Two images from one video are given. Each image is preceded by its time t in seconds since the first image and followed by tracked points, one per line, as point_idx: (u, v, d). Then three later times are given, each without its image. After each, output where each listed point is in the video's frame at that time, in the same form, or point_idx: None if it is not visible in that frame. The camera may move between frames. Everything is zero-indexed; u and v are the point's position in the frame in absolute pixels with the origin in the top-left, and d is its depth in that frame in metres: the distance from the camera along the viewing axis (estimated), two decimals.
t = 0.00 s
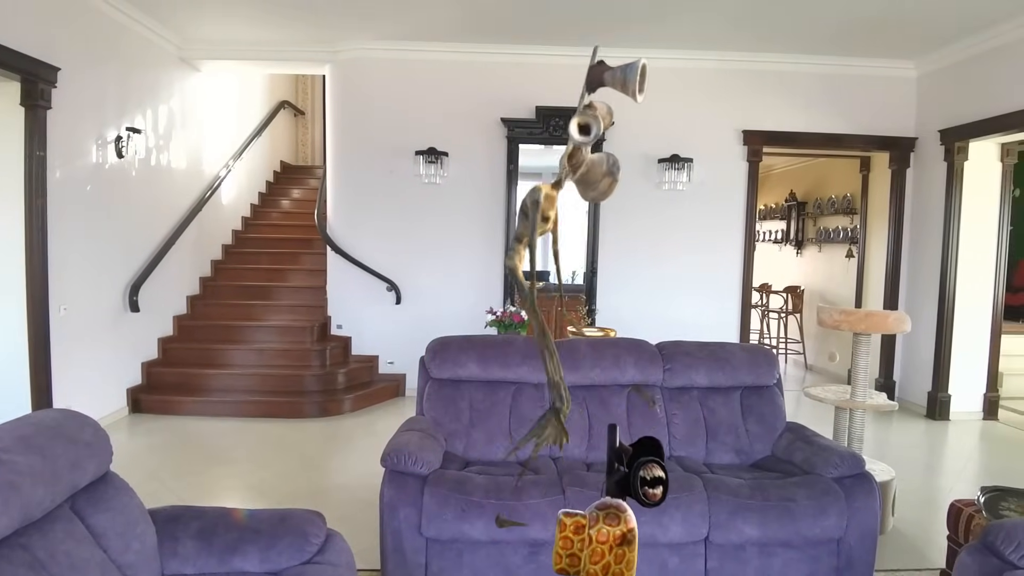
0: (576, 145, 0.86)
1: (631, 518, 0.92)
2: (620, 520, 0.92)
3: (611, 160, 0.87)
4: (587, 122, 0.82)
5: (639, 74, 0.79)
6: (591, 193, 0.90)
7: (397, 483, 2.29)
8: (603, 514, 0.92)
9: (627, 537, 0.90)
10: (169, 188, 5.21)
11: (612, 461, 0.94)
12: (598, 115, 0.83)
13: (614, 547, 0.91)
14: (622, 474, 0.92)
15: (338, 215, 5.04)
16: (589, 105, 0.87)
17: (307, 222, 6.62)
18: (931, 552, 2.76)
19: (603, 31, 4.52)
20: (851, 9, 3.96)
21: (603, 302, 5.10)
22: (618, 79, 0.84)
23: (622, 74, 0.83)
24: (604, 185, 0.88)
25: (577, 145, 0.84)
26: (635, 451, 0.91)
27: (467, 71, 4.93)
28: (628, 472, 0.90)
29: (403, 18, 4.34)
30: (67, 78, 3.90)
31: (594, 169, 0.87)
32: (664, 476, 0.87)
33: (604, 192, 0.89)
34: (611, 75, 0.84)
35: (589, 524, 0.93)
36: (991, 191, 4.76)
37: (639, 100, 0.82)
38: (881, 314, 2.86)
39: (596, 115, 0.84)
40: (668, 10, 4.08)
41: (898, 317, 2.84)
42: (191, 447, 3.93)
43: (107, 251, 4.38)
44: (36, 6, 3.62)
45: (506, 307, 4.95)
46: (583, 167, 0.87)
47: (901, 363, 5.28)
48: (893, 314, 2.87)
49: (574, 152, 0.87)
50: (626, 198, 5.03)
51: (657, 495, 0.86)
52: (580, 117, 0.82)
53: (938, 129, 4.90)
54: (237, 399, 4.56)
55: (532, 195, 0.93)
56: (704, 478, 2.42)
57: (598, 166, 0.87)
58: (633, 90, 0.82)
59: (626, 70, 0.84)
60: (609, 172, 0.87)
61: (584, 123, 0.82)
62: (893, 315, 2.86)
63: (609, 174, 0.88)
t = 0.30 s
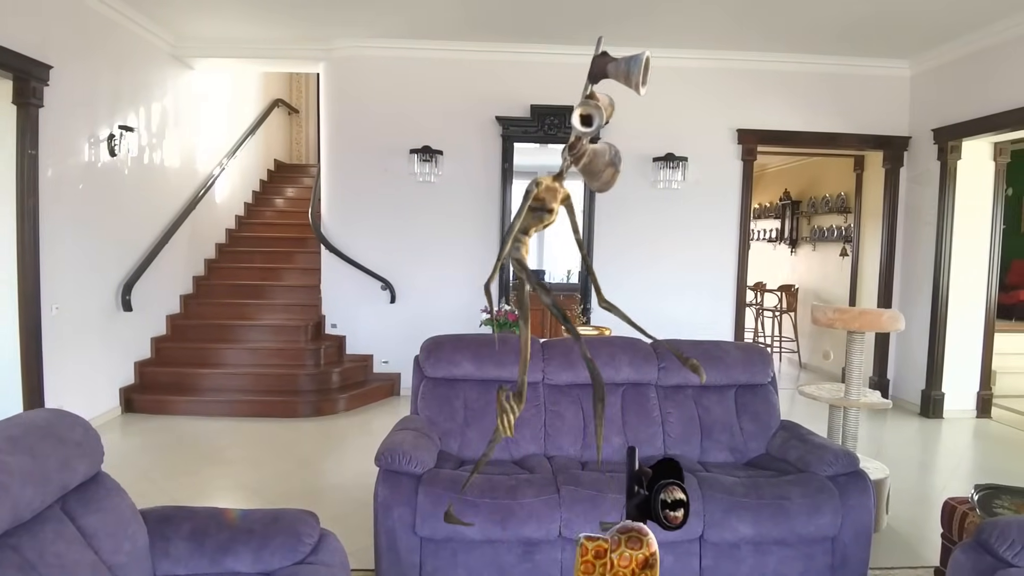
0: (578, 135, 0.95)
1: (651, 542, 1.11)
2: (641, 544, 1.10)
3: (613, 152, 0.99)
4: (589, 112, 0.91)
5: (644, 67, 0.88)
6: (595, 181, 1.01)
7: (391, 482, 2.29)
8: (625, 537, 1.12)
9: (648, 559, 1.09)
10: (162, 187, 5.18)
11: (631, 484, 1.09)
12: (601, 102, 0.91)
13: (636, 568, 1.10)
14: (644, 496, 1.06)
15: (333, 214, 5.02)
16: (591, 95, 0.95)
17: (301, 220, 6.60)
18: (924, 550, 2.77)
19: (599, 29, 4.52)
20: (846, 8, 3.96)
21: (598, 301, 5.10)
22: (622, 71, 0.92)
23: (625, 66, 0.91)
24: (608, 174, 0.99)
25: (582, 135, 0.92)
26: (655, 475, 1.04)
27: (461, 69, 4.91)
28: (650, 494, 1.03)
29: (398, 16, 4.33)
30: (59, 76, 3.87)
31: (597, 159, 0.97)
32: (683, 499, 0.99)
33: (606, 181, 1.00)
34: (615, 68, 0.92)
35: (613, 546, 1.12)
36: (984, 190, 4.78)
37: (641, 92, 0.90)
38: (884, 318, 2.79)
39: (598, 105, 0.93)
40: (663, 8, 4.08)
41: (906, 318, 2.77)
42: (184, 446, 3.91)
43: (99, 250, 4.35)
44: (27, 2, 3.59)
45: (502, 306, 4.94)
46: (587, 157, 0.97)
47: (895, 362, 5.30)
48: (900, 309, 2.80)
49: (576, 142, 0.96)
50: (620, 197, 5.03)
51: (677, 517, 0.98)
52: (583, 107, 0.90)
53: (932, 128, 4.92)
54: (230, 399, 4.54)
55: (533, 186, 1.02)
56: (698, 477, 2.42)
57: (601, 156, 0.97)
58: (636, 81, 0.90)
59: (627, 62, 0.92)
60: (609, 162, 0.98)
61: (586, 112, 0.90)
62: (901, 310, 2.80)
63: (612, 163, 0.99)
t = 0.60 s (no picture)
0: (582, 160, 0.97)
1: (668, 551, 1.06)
2: (659, 553, 1.05)
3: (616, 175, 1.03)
4: (591, 138, 0.94)
5: (642, 91, 0.89)
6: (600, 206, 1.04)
7: (377, 482, 2.28)
8: (641, 547, 1.06)
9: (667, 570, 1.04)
10: (143, 184, 5.11)
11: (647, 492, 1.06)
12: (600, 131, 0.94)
13: None
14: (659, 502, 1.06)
15: (317, 212, 4.98)
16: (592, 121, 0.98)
17: (285, 218, 6.55)
18: (906, 544, 2.81)
19: (584, 27, 4.52)
20: (829, 7, 4.00)
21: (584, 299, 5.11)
22: (621, 94, 0.93)
23: (624, 90, 0.92)
24: (610, 197, 1.03)
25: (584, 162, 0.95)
26: (669, 485, 1.06)
27: (447, 66, 4.89)
28: (665, 504, 1.04)
29: (383, 13, 4.30)
30: (36, 71, 3.80)
31: (603, 186, 1.02)
32: (701, 509, 1.00)
33: (610, 204, 1.03)
34: (613, 92, 0.94)
35: (629, 556, 1.06)
36: (963, 188, 4.85)
37: (639, 116, 0.93)
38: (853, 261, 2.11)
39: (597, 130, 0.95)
40: (647, 6, 4.10)
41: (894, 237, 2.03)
42: (166, 447, 3.86)
43: (79, 247, 4.28)
44: None
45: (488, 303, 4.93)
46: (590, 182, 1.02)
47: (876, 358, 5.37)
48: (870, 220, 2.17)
49: (579, 169, 1.00)
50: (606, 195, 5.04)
51: (694, 526, 1.00)
52: (584, 135, 0.94)
53: (912, 127, 4.98)
54: (214, 399, 4.49)
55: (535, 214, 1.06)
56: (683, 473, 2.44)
57: (604, 181, 1.02)
58: (634, 105, 0.91)
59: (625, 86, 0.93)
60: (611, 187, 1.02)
61: (588, 140, 0.94)
62: (873, 220, 2.14)
63: (614, 186, 1.02)
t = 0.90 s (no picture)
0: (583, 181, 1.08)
1: (689, 560, 1.21)
2: (680, 562, 1.20)
3: (616, 196, 1.15)
4: (593, 160, 1.04)
5: (646, 112, 0.99)
6: (600, 224, 1.16)
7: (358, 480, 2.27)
8: (663, 557, 1.21)
9: None
10: (119, 179, 5.02)
11: (676, 501, 1.24)
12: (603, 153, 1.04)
13: None
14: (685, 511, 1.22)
15: (298, 209, 4.93)
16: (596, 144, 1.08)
17: (265, 215, 6.47)
18: (883, 538, 2.85)
19: (567, 25, 4.51)
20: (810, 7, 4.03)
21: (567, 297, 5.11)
22: (623, 116, 1.05)
23: (627, 111, 1.03)
24: (612, 217, 1.15)
25: (587, 184, 1.05)
26: (696, 494, 1.21)
27: (429, 62, 4.87)
28: (692, 512, 1.19)
29: (365, 8, 4.27)
30: (8, 64, 3.71)
31: (604, 206, 1.14)
32: (724, 519, 1.17)
33: (610, 223, 1.15)
34: (618, 113, 1.05)
35: (651, 564, 1.22)
36: (939, 187, 4.93)
37: (643, 136, 1.02)
38: (811, 302, 1.28)
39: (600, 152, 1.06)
40: (631, 4, 4.10)
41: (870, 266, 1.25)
42: (144, 447, 3.80)
43: (54, 244, 4.20)
44: None
45: (471, 301, 4.92)
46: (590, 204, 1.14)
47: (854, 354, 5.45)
48: (836, 248, 1.29)
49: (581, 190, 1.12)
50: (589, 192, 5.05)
51: (717, 535, 1.16)
52: (586, 157, 1.03)
53: (890, 127, 5.05)
54: (193, 399, 4.43)
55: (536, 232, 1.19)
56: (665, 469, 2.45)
57: (605, 203, 1.14)
58: (637, 127, 1.02)
59: (628, 108, 1.04)
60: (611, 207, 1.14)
61: (590, 160, 1.03)
62: (844, 248, 1.28)
63: (614, 206, 1.14)
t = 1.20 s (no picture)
0: (576, 155, 1.07)
1: None
2: None
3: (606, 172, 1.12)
4: (587, 132, 1.04)
5: (640, 88, 0.99)
6: (586, 202, 1.14)
7: (338, 481, 2.25)
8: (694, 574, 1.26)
9: None
10: (94, 176, 4.92)
11: (698, 519, 1.29)
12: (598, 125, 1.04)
13: None
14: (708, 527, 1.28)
15: (277, 208, 4.87)
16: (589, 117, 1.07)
17: (243, 213, 6.39)
18: (858, 535, 2.89)
19: (549, 25, 4.51)
20: (792, 10, 4.07)
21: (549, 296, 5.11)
22: (618, 91, 1.04)
23: (621, 86, 1.03)
24: (599, 192, 1.12)
25: (577, 152, 1.04)
26: (719, 511, 1.26)
27: (410, 60, 4.84)
28: (714, 530, 1.23)
29: (346, 5, 4.23)
30: None
31: (591, 179, 1.10)
32: (746, 537, 1.20)
33: (598, 200, 1.13)
34: (612, 89, 1.04)
35: None
36: (914, 189, 5.02)
37: (637, 111, 1.02)
38: (766, 281, 1.03)
39: (595, 124, 1.05)
40: (614, 5, 4.10)
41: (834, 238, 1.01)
42: (120, 449, 3.73)
43: (26, 241, 4.10)
44: None
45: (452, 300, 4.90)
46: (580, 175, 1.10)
47: (830, 354, 5.52)
48: (788, 220, 1.05)
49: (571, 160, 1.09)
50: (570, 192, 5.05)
51: (739, 553, 1.20)
52: (581, 128, 1.03)
53: (867, 129, 5.13)
54: (169, 399, 4.36)
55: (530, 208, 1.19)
56: (646, 468, 2.47)
57: (592, 175, 1.10)
58: (631, 102, 1.01)
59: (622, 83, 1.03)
60: (603, 183, 1.11)
61: (584, 133, 1.03)
62: (796, 218, 1.04)
63: (603, 183, 1.11)
